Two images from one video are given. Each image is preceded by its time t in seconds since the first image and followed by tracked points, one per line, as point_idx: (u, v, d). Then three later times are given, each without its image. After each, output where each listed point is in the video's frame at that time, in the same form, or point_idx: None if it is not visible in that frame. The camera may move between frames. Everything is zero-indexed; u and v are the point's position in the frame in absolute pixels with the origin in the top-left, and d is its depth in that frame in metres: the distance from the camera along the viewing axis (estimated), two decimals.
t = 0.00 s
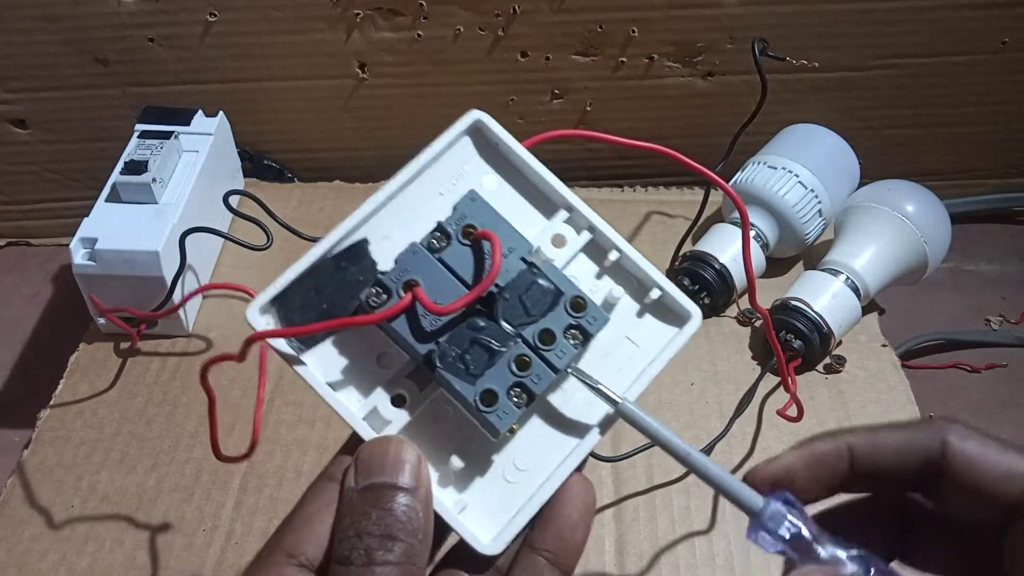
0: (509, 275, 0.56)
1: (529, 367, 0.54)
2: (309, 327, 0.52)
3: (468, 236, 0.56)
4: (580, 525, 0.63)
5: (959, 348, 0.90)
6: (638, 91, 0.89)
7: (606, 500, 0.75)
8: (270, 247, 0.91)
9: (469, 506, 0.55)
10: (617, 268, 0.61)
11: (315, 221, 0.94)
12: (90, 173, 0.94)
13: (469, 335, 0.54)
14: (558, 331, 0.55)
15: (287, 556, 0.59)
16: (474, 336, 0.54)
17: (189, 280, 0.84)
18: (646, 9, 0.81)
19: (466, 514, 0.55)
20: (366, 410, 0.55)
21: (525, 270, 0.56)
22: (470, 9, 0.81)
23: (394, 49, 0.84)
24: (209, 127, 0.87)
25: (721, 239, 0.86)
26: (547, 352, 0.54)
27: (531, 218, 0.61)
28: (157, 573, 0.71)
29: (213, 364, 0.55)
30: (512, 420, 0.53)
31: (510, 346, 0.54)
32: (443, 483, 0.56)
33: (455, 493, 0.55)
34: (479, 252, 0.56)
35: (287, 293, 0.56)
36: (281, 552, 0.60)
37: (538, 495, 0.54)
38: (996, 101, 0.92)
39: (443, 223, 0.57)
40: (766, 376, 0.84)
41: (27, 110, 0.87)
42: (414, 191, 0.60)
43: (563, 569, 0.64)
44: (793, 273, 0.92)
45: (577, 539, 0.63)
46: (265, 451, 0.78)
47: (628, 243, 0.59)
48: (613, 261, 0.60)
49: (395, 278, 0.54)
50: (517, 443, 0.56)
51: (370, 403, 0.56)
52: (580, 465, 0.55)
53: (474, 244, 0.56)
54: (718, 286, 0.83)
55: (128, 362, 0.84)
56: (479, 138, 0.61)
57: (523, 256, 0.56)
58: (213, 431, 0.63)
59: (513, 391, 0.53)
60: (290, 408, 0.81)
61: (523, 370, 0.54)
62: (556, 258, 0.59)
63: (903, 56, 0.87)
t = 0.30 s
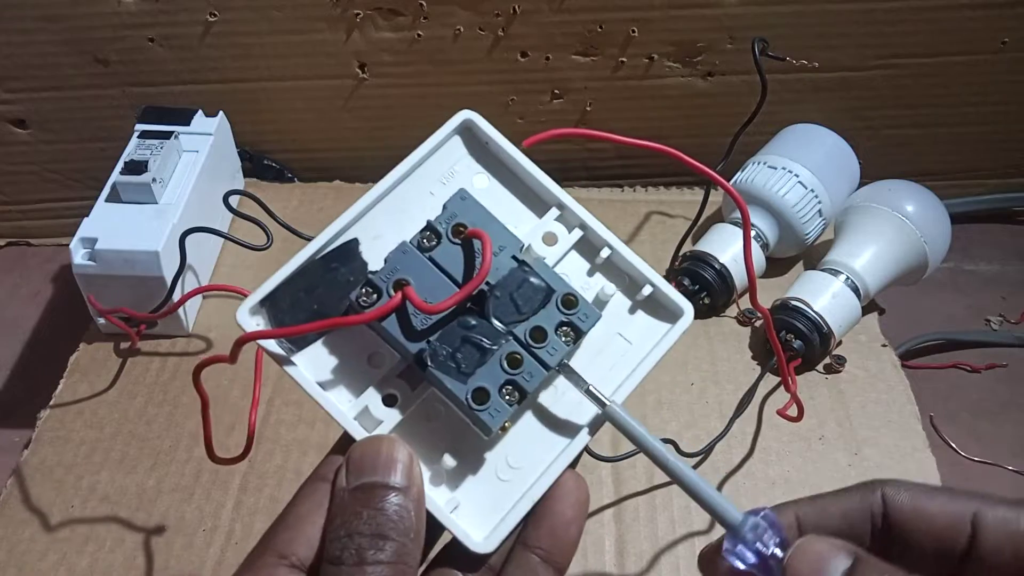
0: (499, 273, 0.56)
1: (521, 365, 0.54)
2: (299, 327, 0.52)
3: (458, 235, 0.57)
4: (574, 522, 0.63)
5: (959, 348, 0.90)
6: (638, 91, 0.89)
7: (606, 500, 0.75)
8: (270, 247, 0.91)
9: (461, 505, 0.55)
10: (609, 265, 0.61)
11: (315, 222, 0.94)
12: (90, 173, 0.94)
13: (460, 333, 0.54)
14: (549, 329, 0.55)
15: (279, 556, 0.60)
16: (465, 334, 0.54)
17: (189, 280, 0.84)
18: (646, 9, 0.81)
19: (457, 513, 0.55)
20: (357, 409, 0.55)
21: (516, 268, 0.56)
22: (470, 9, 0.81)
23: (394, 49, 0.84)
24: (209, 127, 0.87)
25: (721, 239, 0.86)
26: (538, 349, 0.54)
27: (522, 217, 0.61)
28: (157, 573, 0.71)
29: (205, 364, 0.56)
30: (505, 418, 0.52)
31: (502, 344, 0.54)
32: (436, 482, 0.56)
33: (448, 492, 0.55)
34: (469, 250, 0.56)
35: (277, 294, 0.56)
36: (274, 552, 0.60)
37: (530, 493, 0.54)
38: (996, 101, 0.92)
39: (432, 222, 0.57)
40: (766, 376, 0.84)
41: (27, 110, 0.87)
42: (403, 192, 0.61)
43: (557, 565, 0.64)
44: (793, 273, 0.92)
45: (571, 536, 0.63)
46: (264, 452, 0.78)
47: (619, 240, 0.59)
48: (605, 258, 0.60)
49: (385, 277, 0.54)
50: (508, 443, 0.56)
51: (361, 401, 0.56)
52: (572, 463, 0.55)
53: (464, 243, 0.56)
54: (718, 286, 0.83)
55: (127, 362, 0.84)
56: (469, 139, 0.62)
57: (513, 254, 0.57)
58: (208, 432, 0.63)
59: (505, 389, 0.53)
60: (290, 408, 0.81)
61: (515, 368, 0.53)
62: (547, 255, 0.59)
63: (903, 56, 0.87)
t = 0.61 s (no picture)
0: (470, 284, 0.54)
1: (493, 372, 0.52)
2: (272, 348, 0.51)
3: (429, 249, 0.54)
4: (553, 526, 0.63)
5: (959, 349, 0.90)
6: (638, 91, 0.89)
7: (606, 500, 0.75)
8: (270, 247, 0.91)
9: (438, 517, 0.52)
10: (586, 274, 0.58)
11: (315, 222, 0.94)
12: (90, 174, 0.94)
13: (432, 345, 0.51)
14: (522, 337, 0.53)
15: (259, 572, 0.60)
16: (436, 346, 0.51)
17: (189, 280, 0.84)
18: (646, 9, 0.82)
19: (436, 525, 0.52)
20: (335, 425, 0.54)
21: (488, 279, 0.54)
22: (470, 9, 0.81)
23: (394, 49, 0.84)
24: (210, 127, 0.87)
25: (721, 239, 0.86)
26: (510, 356, 0.53)
27: (493, 228, 0.58)
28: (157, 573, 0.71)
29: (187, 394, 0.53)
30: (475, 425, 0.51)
31: (473, 353, 0.52)
32: (412, 492, 0.54)
33: (422, 502, 0.53)
34: (440, 263, 0.54)
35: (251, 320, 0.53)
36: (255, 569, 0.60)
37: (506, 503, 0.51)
38: (995, 101, 0.92)
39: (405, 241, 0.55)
40: (766, 376, 0.84)
41: (27, 110, 0.87)
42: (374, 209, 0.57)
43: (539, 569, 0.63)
44: (793, 273, 0.92)
45: (549, 541, 0.63)
46: (264, 451, 0.78)
47: (591, 246, 0.57)
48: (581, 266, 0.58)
49: (355, 295, 0.52)
50: (485, 452, 0.53)
51: (338, 418, 0.54)
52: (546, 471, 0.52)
53: (434, 256, 0.54)
54: (718, 285, 0.83)
55: (127, 362, 0.84)
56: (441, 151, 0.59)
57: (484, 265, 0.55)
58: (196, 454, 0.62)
59: (476, 396, 0.52)
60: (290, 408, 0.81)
61: (486, 376, 0.52)
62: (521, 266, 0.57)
63: (903, 56, 0.87)
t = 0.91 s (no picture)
0: (430, 279, 0.56)
1: (455, 368, 0.53)
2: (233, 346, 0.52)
3: (388, 244, 0.57)
4: (520, 521, 0.62)
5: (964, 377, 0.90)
6: (638, 91, 0.89)
7: (606, 500, 0.75)
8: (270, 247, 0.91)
9: (406, 513, 0.54)
10: (546, 266, 0.61)
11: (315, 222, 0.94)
12: (89, 173, 0.94)
13: (392, 339, 0.53)
14: (483, 331, 0.55)
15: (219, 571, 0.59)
16: (397, 341, 0.53)
17: (189, 280, 0.84)
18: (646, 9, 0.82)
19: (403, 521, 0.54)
20: (298, 423, 0.55)
21: (448, 273, 0.56)
22: (470, 9, 0.81)
23: (394, 49, 0.84)
24: (210, 127, 0.87)
25: (721, 239, 0.86)
26: (472, 351, 0.54)
27: (455, 225, 0.62)
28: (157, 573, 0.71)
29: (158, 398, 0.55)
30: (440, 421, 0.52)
31: (435, 348, 0.54)
32: (377, 491, 0.55)
33: (390, 498, 0.55)
34: (399, 259, 0.56)
35: (213, 317, 0.54)
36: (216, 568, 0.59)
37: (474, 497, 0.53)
38: (995, 101, 0.92)
39: (362, 235, 0.57)
40: (766, 376, 0.84)
41: (27, 110, 0.87)
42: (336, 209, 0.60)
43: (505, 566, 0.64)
44: (793, 273, 0.92)
45: (517, 536, 0.63)
46: (264, 451, 0.78)
47: (550, 239, 0.60)
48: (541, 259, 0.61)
49: (316, 291, 0.54)
50: (453, 444, 0.56)
51: (302, 415, 0.55)
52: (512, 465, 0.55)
53: (394, 251, 0.56)
54: (718, 285, 0.83)
55: (126, 362, 0.83)
56: (401, 154, 0.63)
57: (444, 259, 0.57)
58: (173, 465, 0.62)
59: (441, 392, 0.53)
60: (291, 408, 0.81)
61: (449, 371, 0.53)
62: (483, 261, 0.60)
63: (903, 57, 0.87)
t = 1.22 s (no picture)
0: (453, 302, 0.57)
1: (473, 390, 0.54)
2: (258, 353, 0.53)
3: (414, 267, 0.58)
4: (526, 546, 0.62)
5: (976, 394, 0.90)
6: (638, 91, 0.89)
7: (606, 500, 0.75)
8: (270, 247, 0.91)
9: (415, 531, 0.54)
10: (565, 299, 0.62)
11: (315, 222, 0.94)
12: (89, 173, 0.94)
13: (413, 358, 0.54)
14: (501, 356, 0.56)
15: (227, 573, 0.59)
16: (418, 360, 0.54)
17: (189, 280, 0.84)
18: (646, 9, 0.82)
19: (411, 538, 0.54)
20: (314, 435, 0.55)
21: (470, 298, 0.57)
22: (470, 9, 0.81)
23: (394, 49, 0.84)
24: (210, 127, 0.87)
25: (721, 238, 0.86)
26: (490, 374, 0.55)
27: (478, 252, 0.62)
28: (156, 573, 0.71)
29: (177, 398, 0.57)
30: (455, 439, 0.52)
31: (454, 369, 0.54)
32: (389, 505, 0.55)
33: (401, 514, 0.54)
34: (425, 282, 0.57)
35: (239, 326, 0.56)
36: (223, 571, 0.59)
37: (485, 519, 0.53)
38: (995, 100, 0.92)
39: (390, 257, 0.59)
40: (766, 376, 0.84)
41: (27, 110, 0.87)
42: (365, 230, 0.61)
43: None
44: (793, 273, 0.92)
45: (524, 562, 0.62)
46: (264, 451, 0.78)
47: (571, 274, 0.61)
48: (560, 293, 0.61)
49: (342, 307, 0.55)
50: (467, 467, 0.55)
51: (319, 427, 0.56)
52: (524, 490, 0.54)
53: (420, 274, 0.57)
54: (718, 286, 0.83)
55: (126, 362, 0.83)
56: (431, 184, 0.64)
57: (467, 284, 0.58)
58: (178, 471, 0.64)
59: (456, 413, 0.54)
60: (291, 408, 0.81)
61: (466, 393, 0.54)
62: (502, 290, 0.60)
63: (902, 57, 0.87)
